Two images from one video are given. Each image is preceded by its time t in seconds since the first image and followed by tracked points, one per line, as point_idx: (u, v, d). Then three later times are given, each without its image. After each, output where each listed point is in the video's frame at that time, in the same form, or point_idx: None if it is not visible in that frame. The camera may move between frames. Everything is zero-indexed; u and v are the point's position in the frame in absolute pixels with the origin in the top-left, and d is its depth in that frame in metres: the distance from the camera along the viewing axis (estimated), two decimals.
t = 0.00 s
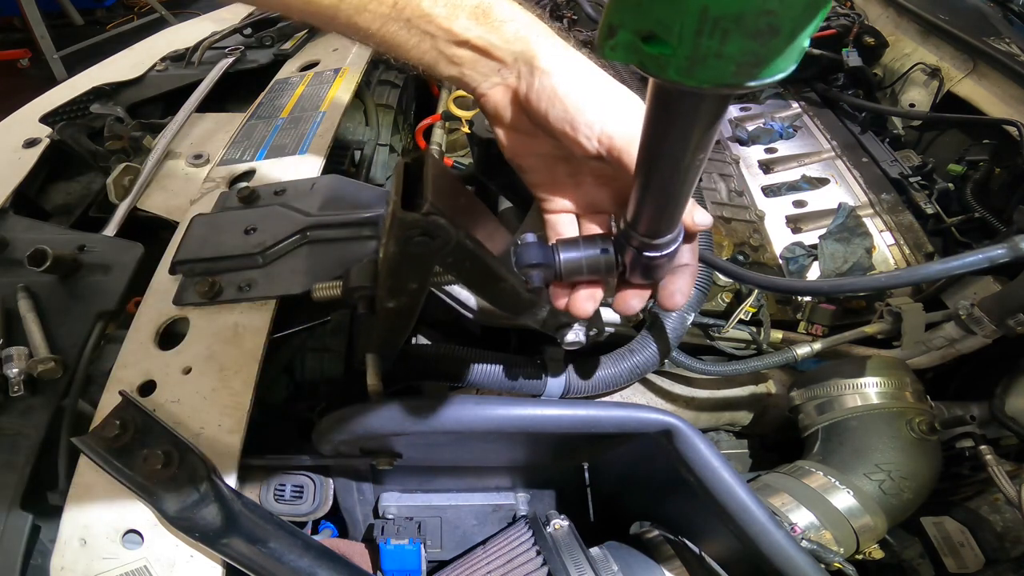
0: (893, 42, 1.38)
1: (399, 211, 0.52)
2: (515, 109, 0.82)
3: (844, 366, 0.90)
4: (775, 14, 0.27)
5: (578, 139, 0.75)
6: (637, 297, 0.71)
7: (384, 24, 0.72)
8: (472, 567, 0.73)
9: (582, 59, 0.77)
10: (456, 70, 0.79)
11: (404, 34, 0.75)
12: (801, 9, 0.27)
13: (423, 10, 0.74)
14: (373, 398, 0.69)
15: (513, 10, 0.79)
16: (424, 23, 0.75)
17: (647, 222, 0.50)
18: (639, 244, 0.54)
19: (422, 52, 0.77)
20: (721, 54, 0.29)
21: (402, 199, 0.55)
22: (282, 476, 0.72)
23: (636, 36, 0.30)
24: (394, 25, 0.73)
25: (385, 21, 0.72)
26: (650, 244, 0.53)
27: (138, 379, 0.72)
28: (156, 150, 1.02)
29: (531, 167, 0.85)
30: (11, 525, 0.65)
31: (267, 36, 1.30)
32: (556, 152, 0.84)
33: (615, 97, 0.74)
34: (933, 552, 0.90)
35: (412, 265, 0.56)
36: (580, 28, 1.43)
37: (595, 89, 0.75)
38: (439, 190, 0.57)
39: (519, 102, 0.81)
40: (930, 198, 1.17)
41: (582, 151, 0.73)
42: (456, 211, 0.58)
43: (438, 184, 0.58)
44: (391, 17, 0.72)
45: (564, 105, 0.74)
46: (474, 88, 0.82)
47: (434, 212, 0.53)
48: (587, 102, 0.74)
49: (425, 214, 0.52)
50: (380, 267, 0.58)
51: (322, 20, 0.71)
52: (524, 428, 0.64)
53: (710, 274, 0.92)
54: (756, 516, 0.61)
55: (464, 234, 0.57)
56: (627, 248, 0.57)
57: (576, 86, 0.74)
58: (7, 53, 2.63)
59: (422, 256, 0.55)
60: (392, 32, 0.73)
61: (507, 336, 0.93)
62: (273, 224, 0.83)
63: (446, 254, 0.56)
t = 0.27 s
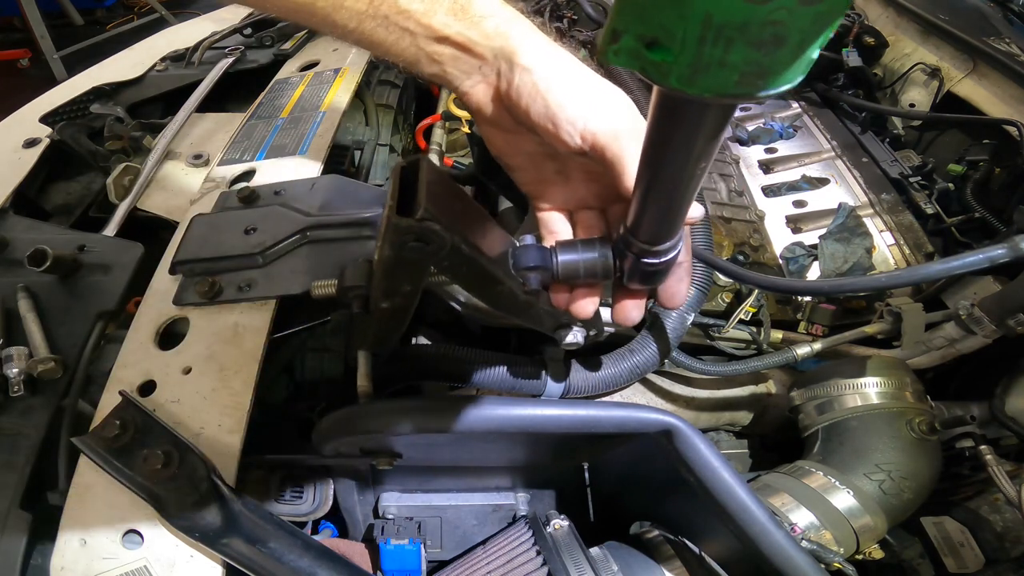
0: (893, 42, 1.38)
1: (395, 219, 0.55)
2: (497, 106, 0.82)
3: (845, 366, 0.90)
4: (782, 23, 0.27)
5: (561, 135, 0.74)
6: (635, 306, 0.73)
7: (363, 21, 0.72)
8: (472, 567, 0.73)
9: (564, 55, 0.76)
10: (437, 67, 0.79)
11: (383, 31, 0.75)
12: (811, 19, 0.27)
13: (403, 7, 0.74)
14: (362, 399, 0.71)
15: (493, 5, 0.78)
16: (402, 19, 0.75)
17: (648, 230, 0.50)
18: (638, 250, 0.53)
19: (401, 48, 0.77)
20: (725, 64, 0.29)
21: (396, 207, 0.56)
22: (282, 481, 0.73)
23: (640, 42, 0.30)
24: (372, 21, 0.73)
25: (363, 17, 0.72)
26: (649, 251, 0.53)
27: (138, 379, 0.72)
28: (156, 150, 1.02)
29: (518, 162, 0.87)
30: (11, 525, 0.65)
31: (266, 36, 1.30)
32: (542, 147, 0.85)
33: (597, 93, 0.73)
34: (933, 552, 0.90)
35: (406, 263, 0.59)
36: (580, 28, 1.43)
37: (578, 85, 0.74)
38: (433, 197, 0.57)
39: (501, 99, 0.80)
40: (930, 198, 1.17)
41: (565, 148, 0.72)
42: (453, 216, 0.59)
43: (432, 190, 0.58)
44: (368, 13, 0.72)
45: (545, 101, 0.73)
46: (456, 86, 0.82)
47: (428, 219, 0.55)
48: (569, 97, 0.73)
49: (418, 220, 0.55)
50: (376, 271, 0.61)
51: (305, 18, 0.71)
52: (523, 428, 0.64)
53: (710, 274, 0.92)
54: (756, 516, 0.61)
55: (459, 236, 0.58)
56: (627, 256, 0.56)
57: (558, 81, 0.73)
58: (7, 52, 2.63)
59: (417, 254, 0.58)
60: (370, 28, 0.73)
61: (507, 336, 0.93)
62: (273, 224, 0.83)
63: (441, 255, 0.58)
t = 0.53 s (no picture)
0: (893, 42, 1.38)
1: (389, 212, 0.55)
2: (489, 107, 0.81)
3: (845, 366, 0.90)
4: (766, 40, 0.26)
5: (554, 137, 0.74)
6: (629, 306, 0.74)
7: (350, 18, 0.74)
8: (472, 567, 0.73)
9: (556, 56, 0.76)
10: (426, 67, 0.79)
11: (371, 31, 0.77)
12: (795, 37, 0.26)
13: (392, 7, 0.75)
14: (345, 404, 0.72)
15: (485, 5, 0.78)
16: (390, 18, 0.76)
17: (640, 235, 0.50)
18: (632, 256, 0.53)
19: (389, 47, 0.78)
20: (708, 81, 0.28)
21: (385, 201, 0.56)
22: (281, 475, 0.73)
23: (625, 56, 0.30)
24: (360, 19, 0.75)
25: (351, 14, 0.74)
26: (643, 256, 0.53)
27: (138, 379, 0.72)
28: (156, 150, 1.02)
29: (511, 163, 0.87)
30: (11, 525, 0.65)
31: (267, 36, 1.30)
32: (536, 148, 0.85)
33: (591, 94, 0.72)
34: (933, 552, 0.90)
35: (404, 262, 0.59)
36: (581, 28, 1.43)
37: (572, 86, 0.73)
38: (419, 195, 0.58)
39: (492, 100, 0.80)
40: (930, 198, 1.17)
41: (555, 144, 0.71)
42: (439, 217, 0.59)
43: (418, 187, 0.58)
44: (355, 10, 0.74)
45: (537, 103, 0.73)
46: (446, 88, 0.82)
47: (413, 213, 0.55)
48: (557, 97, 0.73)
49: (403, 213, 0.55)
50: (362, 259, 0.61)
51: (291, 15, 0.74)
52: (523, 428, 0.64)
53: (710, 274, 0.92)
54: (756, 516, 0.61)
55: (446, 234, 0.59)
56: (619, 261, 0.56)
57: (547, 80, 0.73)
58: (7, 53, 2.63)
59: (415, 253, 0.58)
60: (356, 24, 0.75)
61: (507, 336, 0.93)
62: (272, 224, 0.83)
63: (426, 250, 0.59)
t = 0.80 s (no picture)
0: (893, 42, 1.38)
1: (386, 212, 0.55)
2: (490, 109, 0.82)
3: (845, 366, 0.90)
4: (776, 58, 0.26)
5: (559, 138, 0.74)
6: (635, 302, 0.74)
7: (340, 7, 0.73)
8: (472, 567, 0.73)
9: (554, 55, 0.77)
10: (425, 67, 0.79)
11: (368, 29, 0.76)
12: (806, 55, 0.26)
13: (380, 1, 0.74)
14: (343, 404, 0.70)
15: (486, 4, 0.79)
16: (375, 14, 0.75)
17: (643, 239, 0.50)
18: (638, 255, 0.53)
19: (388, 47, 0.77)
20: (716, 98, 0.28)
21: (386, 202, 0.56)
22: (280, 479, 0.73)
23: (632, 69, 0.29)
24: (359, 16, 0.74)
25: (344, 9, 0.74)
26: (645, 258, 0.53)
27: (139, 379, 0.72)
28: (156, 150, 1.02)
29: (513, 165, 0.86)
30: (11, 525, 0.65)
31: (267, 36, 1.30)
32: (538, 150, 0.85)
33: (595, 95, 0.73)
34: (933, 552, 0.90)
35: (405, 262, 0.60)
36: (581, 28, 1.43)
37: (575, 87, 0.74)
38: (420, 196, 0.57)
39: (494, 101, 0.80)
40: (930, 198, 1.17)
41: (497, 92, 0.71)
42: (441, 216, 0.59)
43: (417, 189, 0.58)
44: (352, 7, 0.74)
45: (541, 104, 0.73)
46: (447, 89, 0.82)
47: (413, 216, 0.55)
48: (559, 97, 0.73)
49: (405, 215, 0.55)
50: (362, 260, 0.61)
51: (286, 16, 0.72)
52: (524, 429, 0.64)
53: (711, 274, 0.92)
54: (756, 516, 0.61)
55: (447, 233, 0.59)
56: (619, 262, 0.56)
57: (550, 80, 0.74)
58: (7, 53, 2.63)
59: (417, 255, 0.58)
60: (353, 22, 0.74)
61: (507, 336, 0.93)
62: (272, 224, 0.83)
63: (427, 250, 0.59)
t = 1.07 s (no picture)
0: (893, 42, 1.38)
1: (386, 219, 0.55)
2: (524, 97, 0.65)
3: (845, 366, 0.90)
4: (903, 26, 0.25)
5: (609, 122, 0.61)
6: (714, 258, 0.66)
7: None
8: (472, 567, 0.73)
9: (569, 28, 0.64)
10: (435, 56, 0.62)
11: None
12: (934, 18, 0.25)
13: None
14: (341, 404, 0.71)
15: None
16: None
17: (710, 211, 0.46)
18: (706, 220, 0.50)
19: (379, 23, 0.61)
20: (832, 68, 0.27)
21: (386, 210, 0.57)
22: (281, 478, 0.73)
23: (737, 48, 0.27)
24: None
25: None
26: (714, 225, 0.49)
27: (138, 379, 0.72)
28: (156, 150, 1.02)
29: (556, 156, 0.68)
30: (11, 525, 0.65)
31: (267, 36, 1.30)
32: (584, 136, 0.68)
33: (636, 74, 0.62)
34: (933, 552, 0.90)
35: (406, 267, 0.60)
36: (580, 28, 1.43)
37: (617, 65, 0.61)
38: (419, 201, 0.58)
39: (528, 87, 0.63)
40: (930, 198, 1.17)
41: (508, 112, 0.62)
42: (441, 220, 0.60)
43: (417, 193, 0.58)
44: None
45: (586, 90, 0.60)
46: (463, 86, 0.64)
47: (413, 223, 0.56)
48: (603, 77, 0.60)
49: (406, 222, 0.56)
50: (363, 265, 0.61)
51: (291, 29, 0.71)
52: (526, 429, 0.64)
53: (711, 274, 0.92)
54: (756, 516, 0.61)
55: (447, 237, 0.59)
56: (684, 232, 0.51)
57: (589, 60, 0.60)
58: (7, 52, 2.63)
59: (417, 259, 0.59)
60: None
61: (507, 336, 0.93)
62: (273, 224, 0.83)
63: (428, 255, 0.59)
